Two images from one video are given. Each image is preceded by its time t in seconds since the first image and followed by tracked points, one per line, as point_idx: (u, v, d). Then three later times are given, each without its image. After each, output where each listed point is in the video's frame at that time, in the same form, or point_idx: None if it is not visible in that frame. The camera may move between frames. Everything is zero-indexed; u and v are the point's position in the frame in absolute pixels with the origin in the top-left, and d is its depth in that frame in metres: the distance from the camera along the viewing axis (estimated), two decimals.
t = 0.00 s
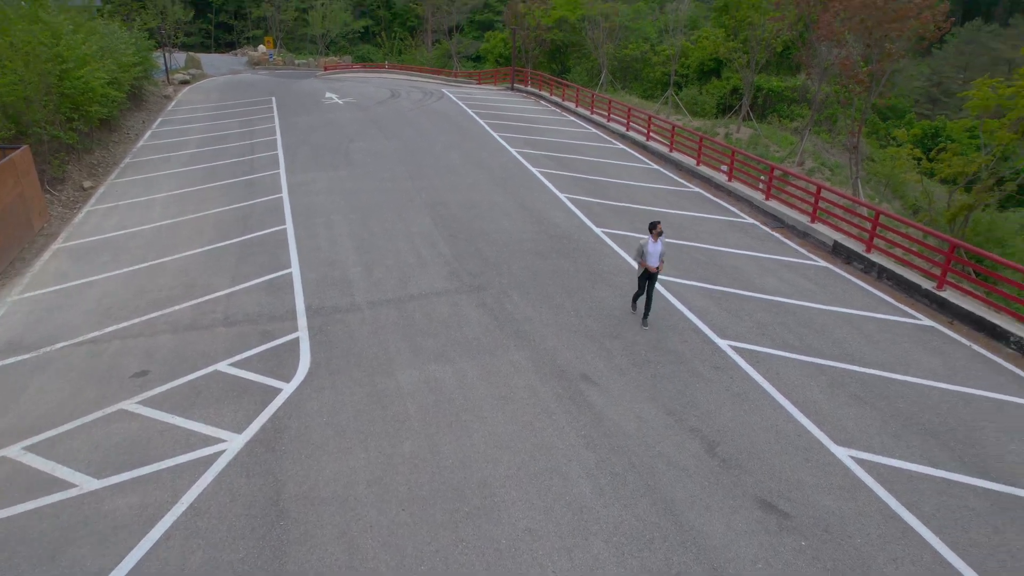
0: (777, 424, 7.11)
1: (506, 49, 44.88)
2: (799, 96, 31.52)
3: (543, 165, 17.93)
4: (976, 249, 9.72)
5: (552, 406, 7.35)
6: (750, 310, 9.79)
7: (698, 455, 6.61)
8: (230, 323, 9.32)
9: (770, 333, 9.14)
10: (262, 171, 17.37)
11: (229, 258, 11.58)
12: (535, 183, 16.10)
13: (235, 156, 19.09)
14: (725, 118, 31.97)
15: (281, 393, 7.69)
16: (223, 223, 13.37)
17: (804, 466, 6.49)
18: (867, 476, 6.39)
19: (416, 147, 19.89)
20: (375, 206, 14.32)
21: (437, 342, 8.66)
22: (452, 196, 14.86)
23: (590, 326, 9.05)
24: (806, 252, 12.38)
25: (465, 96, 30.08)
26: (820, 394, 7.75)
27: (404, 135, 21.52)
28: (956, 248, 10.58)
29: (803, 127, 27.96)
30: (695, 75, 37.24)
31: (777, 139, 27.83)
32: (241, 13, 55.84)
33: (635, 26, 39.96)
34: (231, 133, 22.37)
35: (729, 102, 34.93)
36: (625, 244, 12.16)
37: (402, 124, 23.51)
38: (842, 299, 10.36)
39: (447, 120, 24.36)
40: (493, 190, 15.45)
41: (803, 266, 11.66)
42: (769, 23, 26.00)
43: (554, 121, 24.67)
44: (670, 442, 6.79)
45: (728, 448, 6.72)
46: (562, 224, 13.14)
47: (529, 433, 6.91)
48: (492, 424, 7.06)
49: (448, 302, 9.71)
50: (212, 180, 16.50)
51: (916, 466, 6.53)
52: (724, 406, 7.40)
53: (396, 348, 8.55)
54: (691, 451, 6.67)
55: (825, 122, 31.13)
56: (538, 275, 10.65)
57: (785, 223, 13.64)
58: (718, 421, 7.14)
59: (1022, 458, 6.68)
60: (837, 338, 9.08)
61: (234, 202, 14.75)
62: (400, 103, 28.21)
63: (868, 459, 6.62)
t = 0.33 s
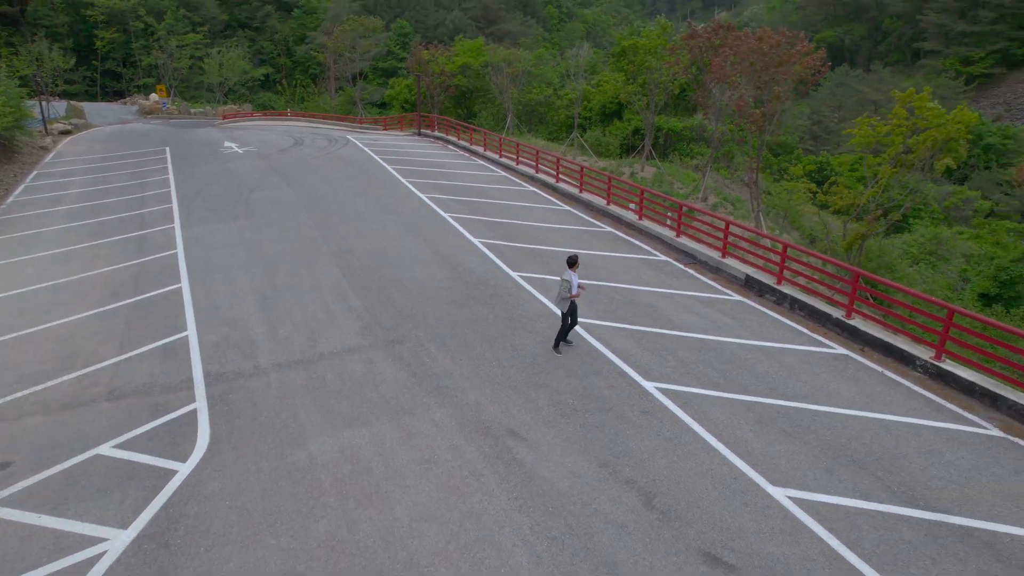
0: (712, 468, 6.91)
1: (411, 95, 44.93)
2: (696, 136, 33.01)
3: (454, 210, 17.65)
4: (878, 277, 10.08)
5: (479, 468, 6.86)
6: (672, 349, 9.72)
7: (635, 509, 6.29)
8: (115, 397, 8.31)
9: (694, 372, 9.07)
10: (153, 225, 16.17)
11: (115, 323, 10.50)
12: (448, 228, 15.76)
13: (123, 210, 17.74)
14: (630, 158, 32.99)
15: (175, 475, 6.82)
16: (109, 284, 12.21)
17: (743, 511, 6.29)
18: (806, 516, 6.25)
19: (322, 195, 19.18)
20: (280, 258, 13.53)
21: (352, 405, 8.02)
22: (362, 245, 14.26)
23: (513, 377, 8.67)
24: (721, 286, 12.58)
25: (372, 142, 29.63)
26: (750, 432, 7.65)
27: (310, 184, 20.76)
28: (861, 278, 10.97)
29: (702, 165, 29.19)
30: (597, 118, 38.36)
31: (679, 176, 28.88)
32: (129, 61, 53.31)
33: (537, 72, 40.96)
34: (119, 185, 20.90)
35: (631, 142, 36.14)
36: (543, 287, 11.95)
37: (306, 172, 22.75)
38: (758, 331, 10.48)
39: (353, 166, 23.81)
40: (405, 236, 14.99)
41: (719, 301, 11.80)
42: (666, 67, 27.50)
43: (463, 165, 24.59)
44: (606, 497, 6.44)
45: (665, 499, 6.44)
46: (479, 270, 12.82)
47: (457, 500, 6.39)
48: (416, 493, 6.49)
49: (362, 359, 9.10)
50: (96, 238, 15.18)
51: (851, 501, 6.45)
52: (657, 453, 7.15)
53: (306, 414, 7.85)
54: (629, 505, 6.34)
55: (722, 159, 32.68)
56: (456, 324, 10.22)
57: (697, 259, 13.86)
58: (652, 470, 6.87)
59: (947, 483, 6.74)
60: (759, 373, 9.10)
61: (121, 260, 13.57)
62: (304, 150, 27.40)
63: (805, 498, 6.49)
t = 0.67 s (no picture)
0: (699, 521, 6.42)
1: (364, 122, 44.31)
2: (651, 161, 33.23)
3: (412, 241, 17.05)
4: (851, 305, 9.83)
5: (447, 530, 6.21)
6: (647, 386, 9.29)
7: (620, 572, 5.73)
8: (34, 461, 7.37)
9: (671, 411, 8.63)
10: (87, 262, 15.07)
11: (38, 373, 9.50)
12: (405, 260, 15.15)
13: (54, 246, 16.55)
14: (587, 184, 32.99)
15: (100, 554, 5.96)
16: (34, 329, 11.16)
17: (736, 568, 5.81)
18: (803, 571, 5.80)
19: (272, 227, 18.35)
20: (226, 296, 12.67)
21: (305, 461, 7.28)
22: (315, 280, 13.52)
23: (481, 423, 8.07)
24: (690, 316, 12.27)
25: (325, 171, 28.86)
26: (736, 476, 7.21)
27: (258, 215, 19.88)
28: (832, 304, 10.74)
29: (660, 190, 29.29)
30: (552, 144, 38.33)
31: (637, 201, 28.91)
32: (67, 88, 51.25)
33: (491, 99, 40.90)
34: (52, 220, 19.63)
35: (587, 168, 36.13)
36: (508, 322, 11.43)
37: (255, 203, 21.86)
38: (732, 364, 10.14)
39: (305, 197, 23.02)
40: (360, 270, 14.31)
41: (689, 332, 11.46)
42: (620, 94, 27.55)
43: (419, 194, 24.02)
44: (588, 559, 5.87)
45: (652, 558, 5.91)
46: (439, 305, 12.23)
47: (424, 570, 5.73)
48: (378, 565, 5.81)
49: (316, 408, 8.37)
50: (23, 277, 14.04)
51: (849, 552, 6.02)
52: (640, 505, 6.63)
53: (253, 474, 7.07)
54: (613, 567, 5.78)
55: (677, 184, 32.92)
56: (416, 365, 9.58)
57: (664, 288, 13.54)
58: (635, 525, 6.33)
59: (943, 526, 6.39)
60: (738, 410, 8.72)
61: (49, 302, 12.49)
62: (253, 180, 26.44)
63: (800, 551, 6.04)
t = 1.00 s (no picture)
0: None
1: (347, 133, 43.54)
2: (640, 172, 32.81)
3: (396, 258, 16.32)
4: (865, 329, 9.25)
5: None
6: (652, 420, 8.64)
7: None
8: None
9: (679, 448, 7.98)
10: (50, 283, 14.18)
11: None
12: (390, 279, 14.44)
13: (17, 265, 15.62)
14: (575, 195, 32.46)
15: None
16: None
17: None
18: None
19: (250, 243, 17.55)
20: (197, 319, 11.84)
21: (278, 514, 6.51)
22: (294, 301, 12.75)
23: (473, 466, 7.35)
24: (691, 338, 11.66)
25: (306, 184, 28.06)
26: (755, 524, 6.55)
27: (236, 231, 19.07)
28: (842, 327, 10.15)
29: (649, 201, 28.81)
30: (539, 155, 37.77)
31: (627, 213, 28.40)
32: (41, 98, 49.97)
33: (477, 110, 40.38)
34: (17, 236, 18.66)
35: (575, 179, 35.54)
36: (500, 348, 10.76)
37: (233, 217, 21.03)
38: (739, 393, 9.52)
39: (286, 211, 22.23)
40: (342, 290, 13.56)
41: (692, 356, 10.83)
42: (608, 104, 27.05)
43: (404, 207, 23.30)
44: None
45: None
46: (426, 329, 11.51)
47: None
48: None
49: (292, 450, 7.61)
50: None
51: None
52: (653, 563, 5.95)
53: (218, 530, 6.28)
54: None
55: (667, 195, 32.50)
56: (402, 398, 8.84)
57: (662, 307, 12.91)
58: None
59: None
60: (751, 446, 8.08)
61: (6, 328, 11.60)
62: (231, 194, 25.59)
63: None
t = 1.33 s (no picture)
0: None
1: (331, 138, 42.60)
2: (630, 177, 32.17)
3: (380, 271, 15.48)
4: (884, 353, 8.51)
5: None
6: (658, 455, 7.87)
7: None
8: None
9: (690, 489, 7.22)
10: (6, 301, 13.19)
11: None
12: (372, 295, 13.61)
13: None
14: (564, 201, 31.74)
15: None
16: None
17: None
18: None
19: (225, 256, 16.64)
20: (162, 341, 10.93)
21: None
22: (269, 321, 11.86)
23: (462, 516, 6.55)
24: (694, 358, 10.92)
25: (287, 191, 27.12)
26: None
27: (212, 242, 18.13)
28: (859, 348, 9.42)
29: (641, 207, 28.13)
30: (527, 159, 37.06)
31: (618, 220, 27.69)
32: (15, 102, 48.53)
33: (463, 114, 39.64)
34: None
35: (564, 185, 34.78)
36: (490, 372, 9.97)
37: (209, 227, 20.08)
38: (750, 422, 8.78)
39: (264, 220, 21.32)
40: (321, 307, 12.69)
41: (696, 379, 10.08)
42: (598, 108, 26.29)
43: (388, 216, 22.45)
44: None
45: None
46: (410, 351, 10.69)
47: None
48: None
49: (259, 497, 6.76)
50: None
51: None
52: None
53: None
54: None
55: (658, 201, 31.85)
56: (383, 434, 8.02)
57: (662, 324, 12.14)
58: None
59: None
60: (768, 485, 7.34)
61: None
62: (208, 202, 24.60)
63: None
